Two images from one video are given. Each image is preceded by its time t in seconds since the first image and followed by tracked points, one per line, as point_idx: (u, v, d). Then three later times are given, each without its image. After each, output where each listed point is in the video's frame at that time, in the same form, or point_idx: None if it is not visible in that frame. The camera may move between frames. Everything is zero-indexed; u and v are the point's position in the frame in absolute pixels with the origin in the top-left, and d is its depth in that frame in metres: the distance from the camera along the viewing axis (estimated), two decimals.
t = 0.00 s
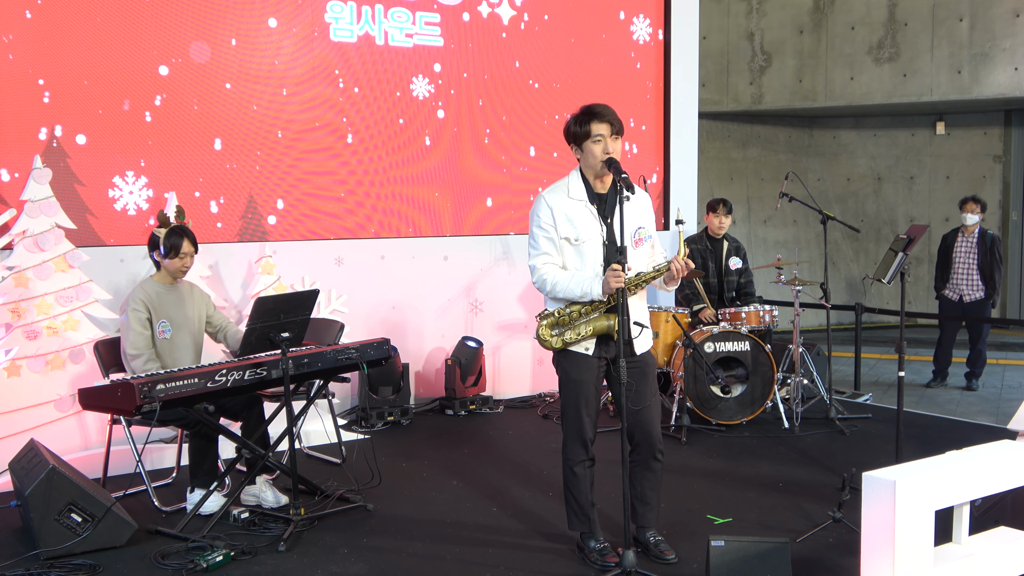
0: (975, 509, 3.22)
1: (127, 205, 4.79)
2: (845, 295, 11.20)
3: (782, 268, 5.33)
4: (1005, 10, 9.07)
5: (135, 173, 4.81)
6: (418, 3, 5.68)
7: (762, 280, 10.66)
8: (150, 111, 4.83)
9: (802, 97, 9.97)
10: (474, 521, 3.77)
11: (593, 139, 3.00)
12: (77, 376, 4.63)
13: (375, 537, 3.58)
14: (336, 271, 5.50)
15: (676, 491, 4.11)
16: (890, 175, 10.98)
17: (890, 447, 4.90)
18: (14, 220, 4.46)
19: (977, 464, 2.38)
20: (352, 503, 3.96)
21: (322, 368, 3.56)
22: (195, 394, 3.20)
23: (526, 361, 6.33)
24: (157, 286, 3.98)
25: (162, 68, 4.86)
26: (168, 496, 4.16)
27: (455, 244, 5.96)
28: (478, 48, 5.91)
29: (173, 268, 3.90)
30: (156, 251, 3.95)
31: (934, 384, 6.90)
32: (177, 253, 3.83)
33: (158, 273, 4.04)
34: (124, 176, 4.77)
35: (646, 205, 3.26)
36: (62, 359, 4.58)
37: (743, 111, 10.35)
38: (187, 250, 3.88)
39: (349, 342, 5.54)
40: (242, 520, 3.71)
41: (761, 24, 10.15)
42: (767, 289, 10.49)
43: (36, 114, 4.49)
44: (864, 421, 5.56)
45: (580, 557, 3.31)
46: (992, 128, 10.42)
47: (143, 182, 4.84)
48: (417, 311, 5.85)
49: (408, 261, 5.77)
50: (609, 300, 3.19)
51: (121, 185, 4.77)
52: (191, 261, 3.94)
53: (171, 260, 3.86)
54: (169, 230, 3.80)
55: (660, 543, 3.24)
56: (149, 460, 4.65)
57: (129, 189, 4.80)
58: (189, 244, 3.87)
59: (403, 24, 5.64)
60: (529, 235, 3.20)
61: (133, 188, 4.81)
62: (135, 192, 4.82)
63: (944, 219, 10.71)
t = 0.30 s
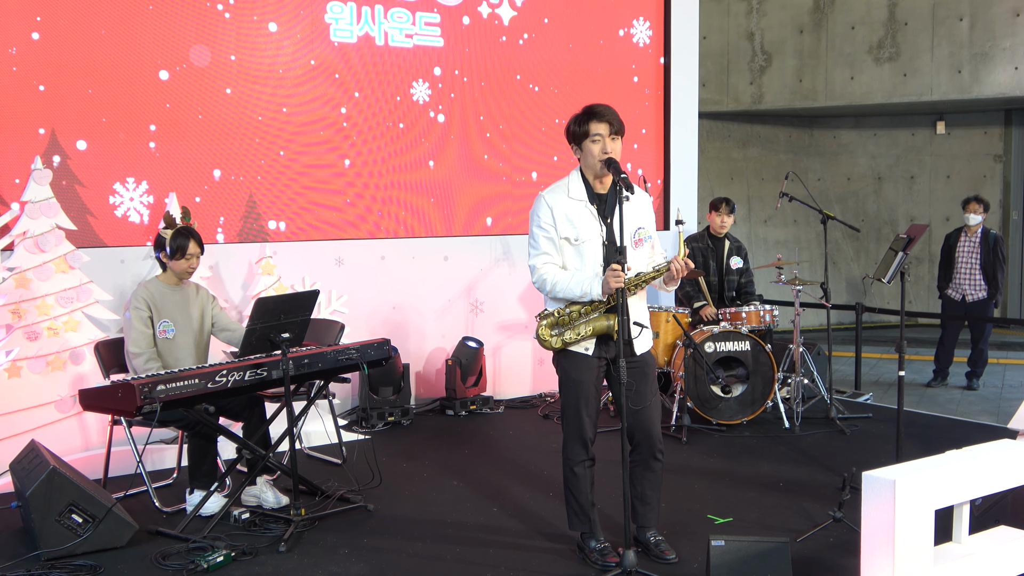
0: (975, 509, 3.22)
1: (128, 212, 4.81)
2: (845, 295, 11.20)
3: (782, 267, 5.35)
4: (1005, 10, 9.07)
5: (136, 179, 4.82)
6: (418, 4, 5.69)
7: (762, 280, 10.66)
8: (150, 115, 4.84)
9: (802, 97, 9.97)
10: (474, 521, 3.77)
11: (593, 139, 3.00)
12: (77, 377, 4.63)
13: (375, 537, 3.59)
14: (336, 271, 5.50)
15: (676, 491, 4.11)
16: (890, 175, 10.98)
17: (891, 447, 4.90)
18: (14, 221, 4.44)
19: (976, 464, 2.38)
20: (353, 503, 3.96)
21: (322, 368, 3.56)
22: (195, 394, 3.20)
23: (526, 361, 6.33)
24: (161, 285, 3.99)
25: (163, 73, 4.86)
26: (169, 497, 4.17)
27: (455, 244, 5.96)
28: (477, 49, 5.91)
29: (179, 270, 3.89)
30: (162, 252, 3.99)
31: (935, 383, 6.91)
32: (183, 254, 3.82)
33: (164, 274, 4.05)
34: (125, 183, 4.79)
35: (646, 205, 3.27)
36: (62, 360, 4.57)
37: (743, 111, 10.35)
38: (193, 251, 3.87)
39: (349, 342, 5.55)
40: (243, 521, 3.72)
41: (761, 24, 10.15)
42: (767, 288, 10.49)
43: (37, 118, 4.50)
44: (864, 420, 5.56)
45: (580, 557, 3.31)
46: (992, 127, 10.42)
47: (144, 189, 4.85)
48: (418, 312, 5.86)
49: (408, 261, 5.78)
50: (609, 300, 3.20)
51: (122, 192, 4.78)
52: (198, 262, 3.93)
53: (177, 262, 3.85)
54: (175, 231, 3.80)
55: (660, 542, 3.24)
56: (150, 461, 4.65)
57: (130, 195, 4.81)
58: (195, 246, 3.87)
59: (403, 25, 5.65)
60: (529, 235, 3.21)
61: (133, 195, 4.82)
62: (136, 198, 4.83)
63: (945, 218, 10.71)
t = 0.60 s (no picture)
0: (976, 508, 3.22)
1: (128, 219, 4.81)
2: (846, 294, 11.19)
3: (782, 267, 5.34)
4: (1005, 9, 9.07)
5: (136, 187, 4.83)
6: (418, 4, 5.69)
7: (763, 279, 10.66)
8: (151, 121, 4.84)
9: (802, 96, 9.97)
10: (474, 521, 3.77)
11: (593, 138, 3.00)
12: (77, 378, 4.63)
13: (376, 537, 3.59)
14: (336, 271, 5.50)
15: (677, 491, 4.11)
16: (890, 174, 10.98)
17: (891, 446, 4.90)
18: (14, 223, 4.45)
19: (976, 463, 2.37)
20: (353, 504, 3.96)
21: (322, 369, 3.56)
22: (195, 395, 3.20)
23: (527, 361, 6.34)
24: (165, 287, 3.99)
25: (163, 78, 4.87)
26: (170, 498, 4.17)
27: (455, 245, 5.96)
28: (477, 52, 5.91)
29: (183, 271, 3.89)
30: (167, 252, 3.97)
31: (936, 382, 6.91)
32: (187, 256, 3.82)
33: (167, 274, 4.06)
34: (125, 190, 4.79)
35: (646, 205, 3.27)
36: (63, 361, 4.57)
37: (743, 111, 10.34)
38: (197, 253, 3.87)
39: (349, 342, 5.55)
40: (244, 521, 3.72)
41: (761, 24, 10.15)
42: (767, 288, 10.48)
43: (37, 122, 4.50)
44: (865, 420, 5.55)
45: (580, 557, 3.31)
46: (992, 126, 10.41)
47: (144, 197, 4.86)
48: (418, 312, 5.86)
49: (408, 261, 5.77)
50: (608, 300, 3.20)
51: (123, 199, 4.79)
52: (202, 264, 3.93)
53: (181, 264, 3.86)
54: (180, 233, 3.80)
55: (661, 542, 3.24)
56: (150, 462, 4.65)
57: (130, 203, 4.82)
58: (199, 248, 3.87)
59: (403, 25, 5.65)
60: (529, 234, 3.21)
61: (134, 202, 4.83)
62: (137, 206, 4.83)
63: (946, 218, 10.71)
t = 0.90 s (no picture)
0: (977, 509, 3.22)
1: (130, 225, 4.81)
2: (847, 295, 11.19)
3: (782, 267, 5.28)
4: (1006, 9, 9.07)
5: (137, 193, 4.83)
6: (419, 4, 5.68)
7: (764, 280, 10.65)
8: (152, 125, 4.85)
9: (803, 97, 9.97)
10: (475, 522, 3.77)
11: (596, 139, 3.00)
12: (78, 378, 4.63)
13: (377, 537, 3.59)
14: (337, 271, 5.50)
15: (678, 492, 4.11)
16: (891, 175, 10.97)
17: (892, 447, 4.90)
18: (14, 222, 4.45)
19: (977, 464, 2.37)
20: (354, 504, 3.96)
21: (323, 369, 3.56)
22: (195, 395, 3.19)
23: (527, 361, 6.33)
24: (166, 287, 3.99)
25: (164, 82, 4.87)
26: (170, 497, 4.17)
27: (456, 244, 5.96)
28: (478, 54, 5.91)
29: (185, 272, 3.89)
30: (168, 252, 3.97)
31: (937, 382, 6.92)
32: (190, 256, 3.82)
33: (169, 275, 4.05)
34: (126, 196, 4.79)
35: (648, 206, 3.26)
36: (64, 360, 4.57)
37: (744, 111, 10.34)
38: (199, 253, 3.88)
39: (350, 341, 5.55)
40: (245, 521, 3.72)
41: (761, 24, 10.14)
42: (768, 289, 10.48)
43: (37, 124, 4.50)
44: (866, 421, 5.55)
45: (581, 557, 3.31)
46: (993, 127, 10.41)
47: (145, 202, 4.86)
48: (418, 312, 5.86)
49: (408, 261, 5.77)
50: (609, 300, 3.20)
51: (124, 205, 4.79)
52: (203, 265, 3.93)
53: (184, 264, 3.86)
54: (181, 233, 3.80)
55: (662, 543, 3.24)
56: (152, 462, 4.66)
57: (132, 208, 4.82)
58: (202, 248, 3.88)
59: (404, 25, 5.65)
60: (530, 234, 3.21)
61: (135, 208, 4.82)
62: (138, 212, 4.83)
63: (947, 218, 10.70)
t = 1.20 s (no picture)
0: (978, 510, 3.22)
1: (131, 230, 4.80)
2: (847, 295, 11.19)
3: (784, 267, 5.16)
4: (1007, 10, 9.06)
5: (138, 199, 4.82)
6: (419, 4, 5.68)
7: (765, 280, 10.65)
8: (152, 129, 4.84)
9: (804, 97, 9.96)
10: (476, 522, 3.77)
11: (596, 141, 3.00)
12: (78, 378, 4.63)
13: (377, 538, 3.59)
14: (338, 272, 5.50)
15: (679, 492, 4.11)
16: (892, 175, 10.97)
17: (893, 447, 4.90)
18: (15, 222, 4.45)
19: (978, 465, 2.37)
20: (354, 504, 3.96)
21: (323, 369, 3.56)
22: (196, 395, 3.19)
23: (528, 362, 6.33)
24: (166, 288, 3.99)
25: (165, 85, 4.87)
26: (171, 497, 4.18)
27: (456, 244, 5.96)
28: (478, 56, 5.91)
29: (186, 272, 3.89)
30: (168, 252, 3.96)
31: (939, 382, 6.91)
32: (190, 256, 3.82)
33: (168, 274, 4.05)
34: (127, 202, 4.79)
35: (649, 206, 3.26)
36: (64, 360, 4.57)
37: (745, 111, 10.34)
38: (199, 253, 3.88)
39: (351, 342, 5.55)
40: (245, 521, 3.72)
41: (762, 24, 10.14)
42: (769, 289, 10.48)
43: (38, 128, 4.50)
44: (867, 421, 5.55)
45: (582, 557, 3.31)
46: (994, 128, 10.40)
47: (146, 208, 4.85)
48: (419, 313, 5.86)
49: (409, 262, 5.77)
50: (611, 300, 3.20)
51: (125, 211, 4.79)
52: (204, 264, 3.93)
53: (184, 264, 3.86)
54: (181, 233, 3.80)
55: (663, 543, 3.23)
56: (152, 462, 4.66)
57: (132, 214, 4.81)
58: (202, 248, 3.88)
59: (404, 25, 5.65)
60: (531, 236, 3.21)
61: (135, 214, 4.82)
62: (138, 217, 4.83)
63: (948, 219, 10.69)
